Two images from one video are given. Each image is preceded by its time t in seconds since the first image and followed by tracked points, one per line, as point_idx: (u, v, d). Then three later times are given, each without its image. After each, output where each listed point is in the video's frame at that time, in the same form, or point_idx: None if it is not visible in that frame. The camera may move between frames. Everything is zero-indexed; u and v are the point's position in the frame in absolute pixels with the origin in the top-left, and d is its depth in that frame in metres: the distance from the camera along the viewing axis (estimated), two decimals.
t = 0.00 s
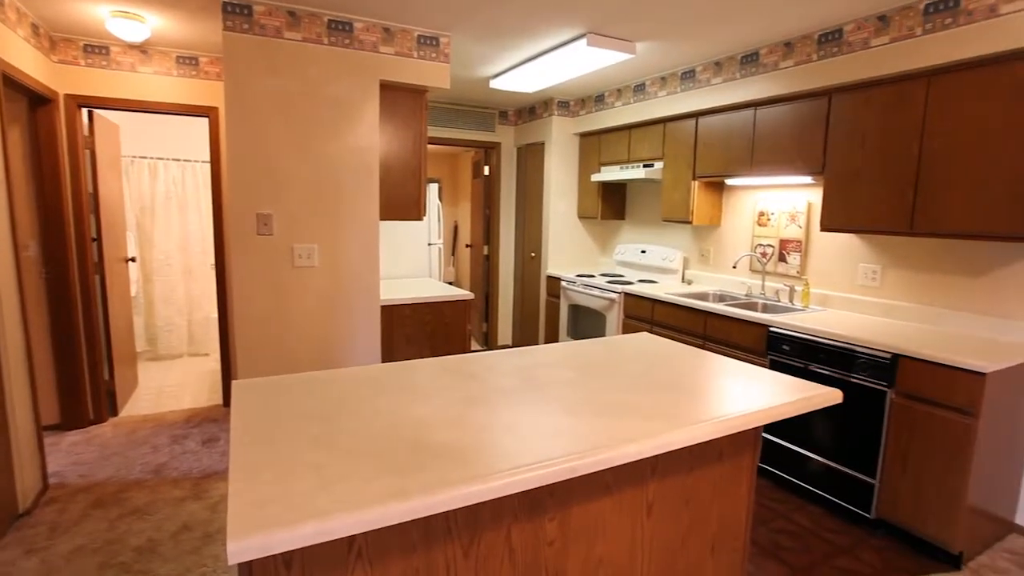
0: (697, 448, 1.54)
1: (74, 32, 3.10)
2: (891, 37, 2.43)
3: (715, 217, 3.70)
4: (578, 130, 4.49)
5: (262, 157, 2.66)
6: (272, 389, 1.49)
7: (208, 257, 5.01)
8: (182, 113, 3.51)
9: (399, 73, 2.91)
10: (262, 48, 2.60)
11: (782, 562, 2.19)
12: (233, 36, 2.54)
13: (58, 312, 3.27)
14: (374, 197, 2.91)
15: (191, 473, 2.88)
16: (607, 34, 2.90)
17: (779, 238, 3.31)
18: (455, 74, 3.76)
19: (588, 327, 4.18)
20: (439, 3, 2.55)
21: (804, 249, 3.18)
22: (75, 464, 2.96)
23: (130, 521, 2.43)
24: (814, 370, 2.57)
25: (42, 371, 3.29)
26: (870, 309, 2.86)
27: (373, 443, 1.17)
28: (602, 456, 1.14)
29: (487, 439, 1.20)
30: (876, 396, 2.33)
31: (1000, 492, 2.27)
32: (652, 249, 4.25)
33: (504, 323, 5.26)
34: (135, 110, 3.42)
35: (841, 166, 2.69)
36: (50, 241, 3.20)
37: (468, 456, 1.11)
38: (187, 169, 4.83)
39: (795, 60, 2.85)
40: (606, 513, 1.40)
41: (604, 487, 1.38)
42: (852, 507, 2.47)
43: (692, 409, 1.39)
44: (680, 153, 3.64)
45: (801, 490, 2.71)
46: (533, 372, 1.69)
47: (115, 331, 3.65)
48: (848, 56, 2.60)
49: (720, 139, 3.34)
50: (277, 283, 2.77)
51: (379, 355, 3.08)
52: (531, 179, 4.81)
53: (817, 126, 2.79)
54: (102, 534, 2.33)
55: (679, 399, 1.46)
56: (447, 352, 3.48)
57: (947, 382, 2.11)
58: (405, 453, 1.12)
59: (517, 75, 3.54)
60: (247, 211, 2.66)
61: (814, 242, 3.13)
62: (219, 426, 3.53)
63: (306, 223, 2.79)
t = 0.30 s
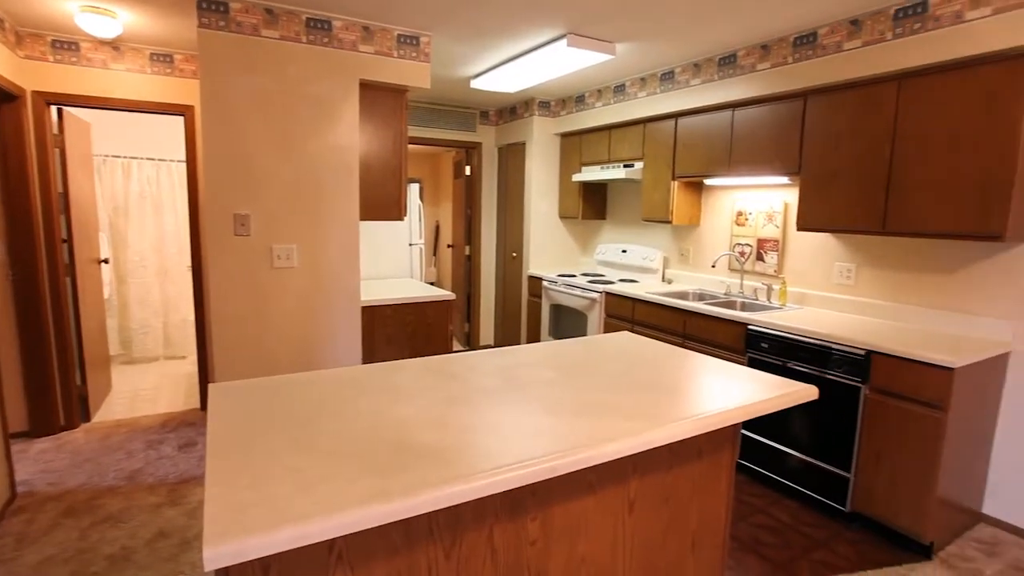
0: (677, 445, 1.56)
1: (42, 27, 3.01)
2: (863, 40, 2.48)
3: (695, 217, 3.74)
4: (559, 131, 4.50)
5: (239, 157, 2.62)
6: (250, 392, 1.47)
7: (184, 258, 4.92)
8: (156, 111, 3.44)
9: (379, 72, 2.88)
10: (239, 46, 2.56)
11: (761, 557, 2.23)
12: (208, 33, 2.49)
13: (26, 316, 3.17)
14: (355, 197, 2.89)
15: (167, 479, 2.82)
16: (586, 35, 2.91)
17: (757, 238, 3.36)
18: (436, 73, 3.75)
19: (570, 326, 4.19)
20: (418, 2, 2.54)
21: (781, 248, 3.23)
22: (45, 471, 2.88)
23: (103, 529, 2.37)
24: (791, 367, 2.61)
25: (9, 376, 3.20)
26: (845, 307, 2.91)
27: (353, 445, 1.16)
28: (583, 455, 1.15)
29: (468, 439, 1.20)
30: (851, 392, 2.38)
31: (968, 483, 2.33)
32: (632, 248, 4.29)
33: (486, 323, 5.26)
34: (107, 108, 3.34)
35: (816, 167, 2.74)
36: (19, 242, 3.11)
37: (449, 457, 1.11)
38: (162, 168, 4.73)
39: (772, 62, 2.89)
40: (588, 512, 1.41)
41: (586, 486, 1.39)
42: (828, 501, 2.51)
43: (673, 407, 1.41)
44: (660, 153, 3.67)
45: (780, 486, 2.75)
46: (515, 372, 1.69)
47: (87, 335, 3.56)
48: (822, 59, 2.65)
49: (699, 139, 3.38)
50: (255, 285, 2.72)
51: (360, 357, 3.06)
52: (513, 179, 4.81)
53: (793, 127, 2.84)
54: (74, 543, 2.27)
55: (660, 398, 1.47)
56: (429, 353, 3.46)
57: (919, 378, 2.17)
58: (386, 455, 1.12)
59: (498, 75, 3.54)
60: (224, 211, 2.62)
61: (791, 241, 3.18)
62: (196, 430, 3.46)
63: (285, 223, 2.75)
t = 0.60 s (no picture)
0: (658, 443, 1.57)
1: (10, 21, 2.93)
2: (838, 43, 2.53)
3: (675, 217, 3.78)
4: (541, 131, 4.52)
5: (217, 156, 2.57)
6: (228, 395, 1.45)
7: (160, 259, 4.82)
8: (131, 110, 3.38)
9: (359, 72, 2.86)
10: (216, 43, 2.52)
11: (742, 552, 2.26)
12: (183, 30, 2.45)
13: None
14: (336, 197, 2.86)
15: (143, 485, 2.77)
16: (567, 35, 2.92)
17: (736, 237, 3.41)
18: (417, 73, 3.73)
19: (553, 326, 4.21)
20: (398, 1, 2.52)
21: (759, 247, 3.28)
22: (15, 479, 2.80)
23: (76, 537, 2.31)
24: (770, 364, 2.65)
25: None
26: (822, 304, 2.97)
27: (334, 447, 1.15)
28: (565, 454, 1.15)
29: (451, 439, 1.20)
30: (828, 388, 2.42)
31: (939, 476, 2.40)
32: (614, 248, 4.32)
33: (469, 324, 5.24)
34: (79, 105, 3.26)
35: (792, 167, 2.79)
36: None
37: (431, 458, 1.11)
38: (137, 168, 4.63)
39: (750, 63, 2.93)
40: (571, 510, 1.41)
41: (570, 485, 1.40)
42: (806, 496, 2.56)
43: (654, 405, 1.42)
44: (641, 153, 3.70)
45: (759, 481, 2.79)
46: (498, 372, 1.69)
47: (59, 338, 3.47)
48: (798, 61, 2.70)
49: (679, 139, 3.41)
50: (234, 286, 2.68)
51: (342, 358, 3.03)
52: (495, 179, 4.81)
53: (771, 128, 2.88)
54: (46, 552, 2.21)
55: (642, 396, 1.49)
56: (411, 353, 3.44)
57: (893, 374, 2.22)
58: (368, 456, 1.11)
59: (480, 75, 3.53)
60: (202, 211, 2.57)
61: (769, 240, 3.24)
62: (174, 434, 3.40)
63: (265, 223, 2.71)
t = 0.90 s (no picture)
0: (643, 441, 1.58)
1: None
2: (817, 46, 2.57)
3: (659, 217, 3.81)
4: (525, 131, 4.52)
5: (197, 155, 2.53)
6: (209, 397, 1.42)
7: (138, 260, 4.74)
8: (107, 107, 3.31)
9: (342, 71, 2.84)
10: (195, 41, 2.48)
11: (724, 548, 2.28)
12: (161, 27, 2.40)
13: None
14: (319, 197, 2.83)
15: (122, 490, 2.72)
16: (551, 35, 2.93)
17: (719, 236, 3.44)
18: (400, 72, 3.71)
19: (538, 326, 4.22)
20: None
21: (741, 247, 3.32)
22: None
23: (52, 545, 2.26)
24: (752, 362, 2.68)
25: None
26: (802, 303, 3.01)
27: (317, 449, 1.14)
28: (549, 453, 1.15)
29: (435, 440, 1.19)
30: (809, 385, 2.46)
31: (916, 470, 2.45)
32: (598, 248, 4.34)
33: (454, 324, 5.23)
34: (53, 103, 3.19)
35: (773, 167, 2.83)
36: None
37: (415, 459, 1.10)
38: (114, 167, 4.54)
39: (731, 65, 2.97)
40: (556, 510, 1.42)
41: (554, 485, 1.40)
42: (788, 492, 2.59)
43: (638, 403, 1.43)
44: (624, 153, 3.72)
45: (742, 478, 2.83)
46: (482, 372, 1.68)
47: (33, 341, 3.38)
48: (778, 63, 2.73)
49: (662, 140, 3.44)
50: (215, 287, 2.64)
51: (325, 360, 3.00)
52: (479, 178, 4.80)
53: (752, 129, 2.92)
54: (20, 561, 2.16)
55: (626, 395, 1.49)
56: (395, 354, 3.43)
57: (871, 370, 2.26)
58: (351, 458, 1.10)
59: (464, 74, 3.53)
60: (181, 211, 2.53)
61: (751, 240, 3.28)
62: (153, 438, 3.34)
63: (246, 223, 2.68)
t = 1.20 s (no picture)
0: (630, 438, 1.59)
1: None
2: (800, 46, 2.60)
3: (645, 215, 3.83)
4: (512, 129, 4.52)
5: (180, 153, 2.50)
6: (193, 398, 1.41)
7: (120, 260, 4.66)
8: (87, 104, 3.26)
9: (327, 68, 2.81)
10: (177, 37, 2.44)
11: (711, 543, 2.30)
12: (142, 23, 2.36)
13: None
14: (304, 196, 2.81)
15: (104, 493, 2.67)
16: (537, 34, 2.93)
17: (705, 235, 3.47)
18: (386, 70, 3.68)
19: (525, 324, 4.22)
20: None
21: (727, 245, 3.35)
22: None
23: (31, 550, 2.22)
24: (738, 359, 2.71)
25: None
26: (787, 300, 3.05)
27: (302, 449, 1.13)
28: (536, 451, 1.15)
29: (422, 440, 1.19)
30: (793, 381, 2.49)
31: (897, 464, 2.49)
32: (586, 246, 4.36)
33: (442, 323, 5.22)
34: (31, 99, 3.13)
35: (757, 167, 2.86)
36: None
37: (402, 459, 1.09)
38: (94, 165, 4.46)
39: (716, 64, 2.99)
40: (544, 507, 1.42)
41: (542, 482, 1.41)
42: (773, 487, 2.63)
43: (625, 401, 1.44)
44: (611, 152, 3.74)
45: (728, 474, 2.86)
46: (469, 371, 1.68)
47: (11, 343, 3.31)
48: (762, 63, 2.76)
49: (648, 139, 3.46)
50: (199, 287, 2.61)
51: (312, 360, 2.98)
52: (466, 177, 4.79)
53: (737, 128, 2.94)
54: None
55: (613, 393, 1.50)
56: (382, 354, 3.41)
57: (853, 367, 2.29)
58: (338, 458, 1.09)
59: (450, 72, 3.51)
60: (164, 210, 2.49)
61: (737, 238, 3.31)
62: (136, 441, 3.30)
63: (230, 222, 2.65)
